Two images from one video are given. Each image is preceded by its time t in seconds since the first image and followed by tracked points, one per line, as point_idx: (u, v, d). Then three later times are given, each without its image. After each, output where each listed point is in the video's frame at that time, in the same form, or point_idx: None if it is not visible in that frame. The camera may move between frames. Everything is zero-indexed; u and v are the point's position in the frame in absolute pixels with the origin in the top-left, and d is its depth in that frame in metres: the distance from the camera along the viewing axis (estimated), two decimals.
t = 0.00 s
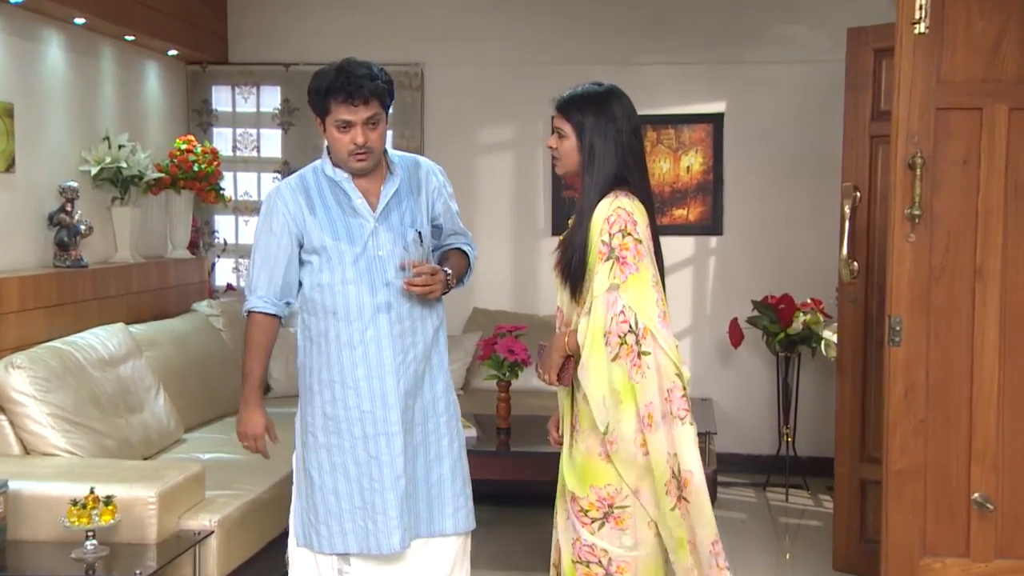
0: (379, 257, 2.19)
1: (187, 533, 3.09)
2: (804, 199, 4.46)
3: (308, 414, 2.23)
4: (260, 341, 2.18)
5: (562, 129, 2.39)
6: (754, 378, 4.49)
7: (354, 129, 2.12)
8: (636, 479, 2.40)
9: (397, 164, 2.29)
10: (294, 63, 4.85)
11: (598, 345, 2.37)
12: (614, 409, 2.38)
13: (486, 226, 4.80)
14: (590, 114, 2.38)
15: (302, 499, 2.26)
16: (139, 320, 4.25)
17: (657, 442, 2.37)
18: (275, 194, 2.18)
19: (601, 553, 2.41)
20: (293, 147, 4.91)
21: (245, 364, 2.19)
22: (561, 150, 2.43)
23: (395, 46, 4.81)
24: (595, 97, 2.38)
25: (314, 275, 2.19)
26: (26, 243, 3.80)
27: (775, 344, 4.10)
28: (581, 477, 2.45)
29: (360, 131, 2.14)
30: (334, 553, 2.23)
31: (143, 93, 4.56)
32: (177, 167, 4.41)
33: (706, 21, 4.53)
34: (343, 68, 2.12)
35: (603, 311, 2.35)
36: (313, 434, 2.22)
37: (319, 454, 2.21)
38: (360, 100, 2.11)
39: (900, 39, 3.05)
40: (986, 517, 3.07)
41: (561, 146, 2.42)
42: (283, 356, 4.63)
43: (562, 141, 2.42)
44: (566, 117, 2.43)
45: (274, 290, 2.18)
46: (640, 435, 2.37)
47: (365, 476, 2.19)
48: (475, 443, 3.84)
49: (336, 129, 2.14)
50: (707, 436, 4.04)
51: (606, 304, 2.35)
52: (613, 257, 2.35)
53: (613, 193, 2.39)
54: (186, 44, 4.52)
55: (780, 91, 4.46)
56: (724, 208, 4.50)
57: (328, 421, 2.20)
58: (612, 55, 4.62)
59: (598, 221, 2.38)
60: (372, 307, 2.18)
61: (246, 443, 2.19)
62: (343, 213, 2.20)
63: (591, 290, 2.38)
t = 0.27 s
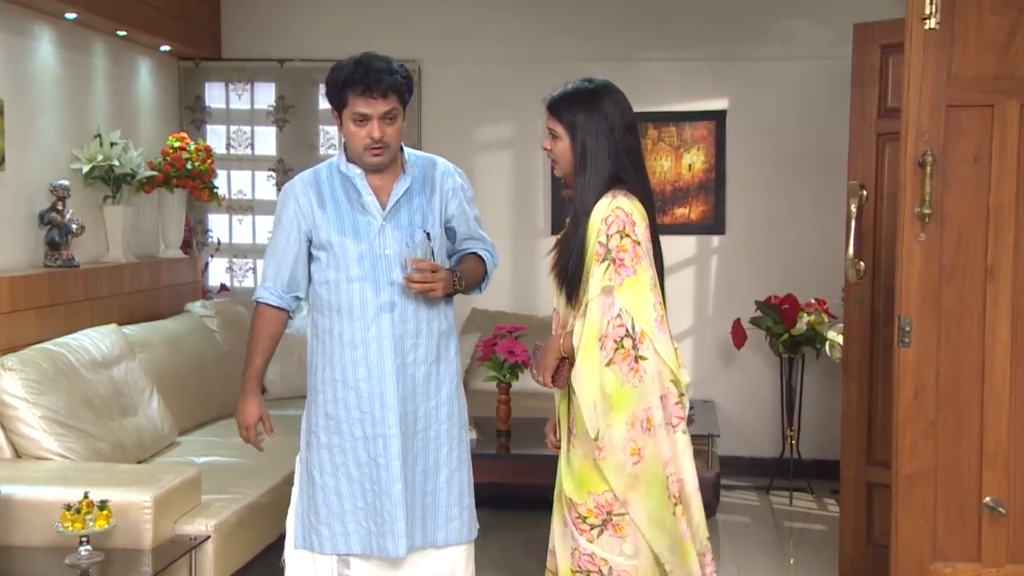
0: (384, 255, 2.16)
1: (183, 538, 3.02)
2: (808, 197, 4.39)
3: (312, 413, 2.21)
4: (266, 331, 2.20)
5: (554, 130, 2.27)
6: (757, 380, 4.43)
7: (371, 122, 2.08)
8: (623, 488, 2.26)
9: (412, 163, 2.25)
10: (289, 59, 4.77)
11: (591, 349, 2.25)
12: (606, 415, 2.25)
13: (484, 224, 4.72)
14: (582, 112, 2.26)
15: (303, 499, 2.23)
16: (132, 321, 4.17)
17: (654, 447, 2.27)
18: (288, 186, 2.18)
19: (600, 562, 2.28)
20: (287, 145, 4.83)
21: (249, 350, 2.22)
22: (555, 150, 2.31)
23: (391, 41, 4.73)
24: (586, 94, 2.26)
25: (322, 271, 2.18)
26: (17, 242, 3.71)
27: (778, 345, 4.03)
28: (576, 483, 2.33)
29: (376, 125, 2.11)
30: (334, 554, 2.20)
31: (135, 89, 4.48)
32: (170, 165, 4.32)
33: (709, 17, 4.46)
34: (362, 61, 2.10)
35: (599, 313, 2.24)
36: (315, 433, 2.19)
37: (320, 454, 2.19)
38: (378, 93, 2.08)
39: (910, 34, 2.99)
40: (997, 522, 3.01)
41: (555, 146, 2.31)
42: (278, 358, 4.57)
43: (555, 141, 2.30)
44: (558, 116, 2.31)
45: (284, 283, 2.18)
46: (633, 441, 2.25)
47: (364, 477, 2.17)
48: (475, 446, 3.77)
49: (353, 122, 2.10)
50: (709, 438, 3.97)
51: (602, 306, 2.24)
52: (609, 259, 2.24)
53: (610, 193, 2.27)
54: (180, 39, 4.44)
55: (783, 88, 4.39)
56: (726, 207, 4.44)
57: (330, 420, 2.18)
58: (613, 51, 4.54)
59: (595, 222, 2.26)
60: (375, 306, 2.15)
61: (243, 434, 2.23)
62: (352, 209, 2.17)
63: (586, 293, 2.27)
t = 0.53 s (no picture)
0: (392, 254, 2.16)
1: (177, 545, 2.93)
2: (811, 196, 4.32)
3: (315, 412, 2.21)
4: (284, 326, 2.15)
5: (551, 127, 2.15)
6: (759, 382, 4.36)
7: (388, 118, 2.08)
8: (612, 500, 2.15)
9: (423, 162, 2.25)
10: (281, 55, 4.66)
11: (585, 354, 2.14)
12: (598, 424, 2.14)
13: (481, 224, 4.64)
14: (580, 110, 2.14)
15: (305, 501, 2.24)
16: (122, 322, 4.07)
17: (647, 457, 2.17)
18: (299, 182, 2.19)
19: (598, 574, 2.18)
20: (280, 143, 4.71)
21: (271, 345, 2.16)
22: (552, 148, 2.20)
23: (386, 38, 4.65)
24: (586, 91, 2.14)
25: (328, 268, 2.17)
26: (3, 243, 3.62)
27: (782, 346, 3.96)
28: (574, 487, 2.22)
29: (392, 122, 2.11)
30: (334, 557, 2.20)
31: (124, 86, 4.38)
32: (160, 163, 4.22)
33: (709, 13, 4.38)
34: (381, 56, 2.10)
35: (594, 318, 2.13)
36: (319, 434, 2.19)
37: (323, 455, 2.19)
38: (397, 89, 2.08)
39: (920, 30, 2.92)
40: (1008, 527, 2.95)
41: (553, 144, 2.19)
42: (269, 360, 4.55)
43: (553, 138, 2.19)
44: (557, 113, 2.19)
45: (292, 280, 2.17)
46: (625, 453, 2.14)
47: (364, 480, 2.17)
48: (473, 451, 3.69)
49: (368, 117, 2.10)
50: (711, 442, 3.89)
51: (598, 311, 2.13)
52: (605, 262, 2.13)
53: (606, 195, 2.15)
54: (170, 34, 4.34)
55: (785, 85, 4.31)
56: (727, 206, 4.36)
57: (333, 420, 2.18)
58: (612, 47, 4.46)
59: (591, 223, 2.15)
60: (380, 305, 2.15)
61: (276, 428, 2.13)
62: (361, 206, 2.17)
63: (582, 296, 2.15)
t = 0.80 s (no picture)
0: (400, 253, 2.10)
1: (171, 552, 2.85)
2: (814, 195, 4.24)
3: (320, 415, 2.14)
4: (288, 326, 2.07)
5: (554, 125, 2.06)
6: (761, 384, 4.29)
7: (397, 114, 2.01)
8: (611, 508, 2.09)
9: (430, 161, 2.19)
10: (275, 52, 4.56)
11: (587, 356, 2.06)
12: (597, 428, 2.06)
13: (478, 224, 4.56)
14: (585, 108, 2.05)
15: (308, 507, 2.17)
16: (113, 325, 3.98)
17: (645, 465, 2.08)
18: (303, 178, 2.11)
19: None
20: (273, 142, 4.60)
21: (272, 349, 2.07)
22: (555, 147, 2.11)
23: (381, 34, 4.56)
24: (590, 89, 2.04)
25: (334, 268, 2.10)
26: None
27: (785, 349, 3.89)
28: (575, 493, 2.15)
29: (401, 119, 2.04)
30: (338, 565, 2.14)
31: (114, 83, 4.28)
32: (151, 162, 4.13)
33: (710, 9, 4.30)
34: (391, 51, 2.04)
35: (596, 320, 2.05)
36: (323, 437, 2.13)
37: (328, 459, 2.12)
38: (407, 85, 2.02)
39: (931, 26, 2.85)
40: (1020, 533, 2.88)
41: (555, 143, 2.10)
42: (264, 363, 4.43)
43: (556, 136, 2.10)
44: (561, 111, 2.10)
45: (296, 280, 2.09)
46: (623, 461, 2.07)
47: (369, 484, 2.11)
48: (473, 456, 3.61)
49: (377, 114, 2.04)
50: (714, 446, 3.82)
51: (600, 313, 2.04)
52: (607, 264, 2.04)
53: (609, 196, 2.06)
54: (161, 30, 4.25)
55: (788, 83, 4.24)
56: (729, 205, 4.29)
57: (338, 423, 2.11)
58: (612, 44, 4.38)
59: (594, 224, 2.06)
60: (388, 305, 2.09)
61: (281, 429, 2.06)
62: (368, 204, 2.11)
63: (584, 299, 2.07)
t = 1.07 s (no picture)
0: (407, 252, 2.03)
1: (165, 559, 2.76)
2: (817, 194, 4.18)
3: (323, 417, 2.07)
4: (286, 330, 2.02)
5: (561, 120, 2.00)
6: (763, 387, 4.22)
7: (407, 111, 1.95)
8: (609, 514, 2.01)
9: (438, 160, 2.13)
10: (267, 48, 4.48)
11: (594, 355, 2.00)
12: (605, 429, 2.00)
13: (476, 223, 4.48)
14: (592, 104, 1.99)
15: (310, 511, 2.09)
16: (103, 326, 3.89)
17: (648, 468, 2.00)
18: (307, 176, 2.05)
19: None
20: (266, 140, 4.52)
21: (268, 355, 2.04)
22: (560, 142, 2.05)
23: (376, 30, 4.48)
24: (600, 85, 1.98)
25: (339, 267, 2.04)
26: None
27: (788, 351, 3.82)
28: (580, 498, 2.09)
29: (411, 117, 1.98)
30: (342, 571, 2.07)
31: (103, 79, 4.19)
32: (141, 160, 4.05)
33: (711, 5, 4.23)
34: (403, 47, 1.98)
35: (603, 319, 1.99)
36: (327, 440, 2.06)
37: (331, 462, 2.05)
38: (419, 81, 1.96)
39: (940, 21, 2.78)
40: None
41: (561, 139, 2.04)
42: (257, 365, 4.30)
43: (561, 131, 2.04)
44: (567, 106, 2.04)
45: (300, 279, 2.03)
46: (626, 464, 2.00)
47: (374, 488, 2.03)
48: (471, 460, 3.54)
49: (387, 110, 1.98)
50: (716, 449, 3.74)
51: (608, 311, 1.99)
52: (615, 262, 1.98)
53: (618, 193, 2.00)
54: (151, 26, 4.16)
55: (790, 80, 4.17)
56: (730, 205, 4.22)
57: (342, 426, 2.04)
58: (612, 40, 4.31)
59: (602, 221, 2.00)
60: (394, 305, 2.02)
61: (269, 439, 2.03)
62: (375, 202, 2.04)
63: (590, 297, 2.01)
